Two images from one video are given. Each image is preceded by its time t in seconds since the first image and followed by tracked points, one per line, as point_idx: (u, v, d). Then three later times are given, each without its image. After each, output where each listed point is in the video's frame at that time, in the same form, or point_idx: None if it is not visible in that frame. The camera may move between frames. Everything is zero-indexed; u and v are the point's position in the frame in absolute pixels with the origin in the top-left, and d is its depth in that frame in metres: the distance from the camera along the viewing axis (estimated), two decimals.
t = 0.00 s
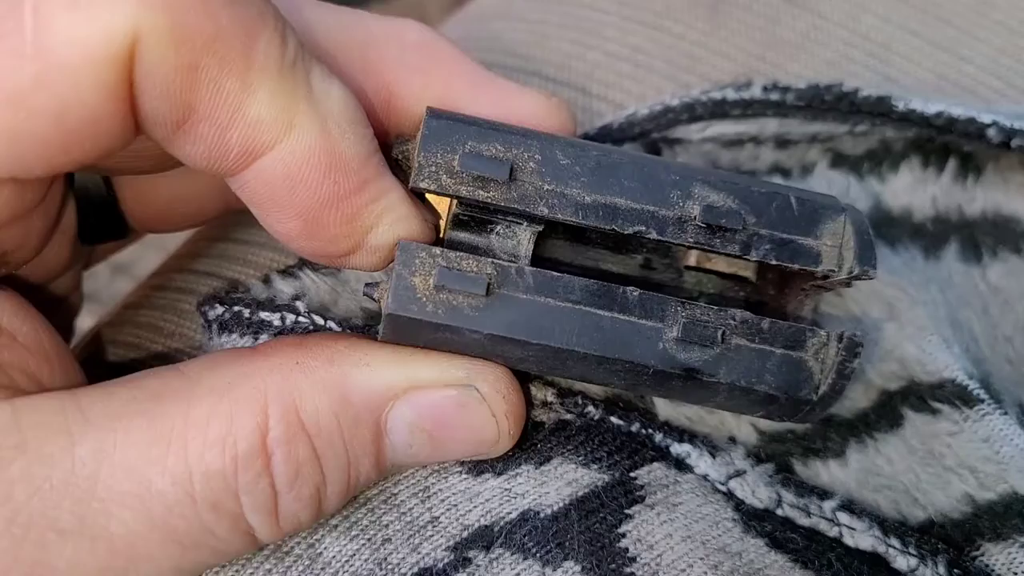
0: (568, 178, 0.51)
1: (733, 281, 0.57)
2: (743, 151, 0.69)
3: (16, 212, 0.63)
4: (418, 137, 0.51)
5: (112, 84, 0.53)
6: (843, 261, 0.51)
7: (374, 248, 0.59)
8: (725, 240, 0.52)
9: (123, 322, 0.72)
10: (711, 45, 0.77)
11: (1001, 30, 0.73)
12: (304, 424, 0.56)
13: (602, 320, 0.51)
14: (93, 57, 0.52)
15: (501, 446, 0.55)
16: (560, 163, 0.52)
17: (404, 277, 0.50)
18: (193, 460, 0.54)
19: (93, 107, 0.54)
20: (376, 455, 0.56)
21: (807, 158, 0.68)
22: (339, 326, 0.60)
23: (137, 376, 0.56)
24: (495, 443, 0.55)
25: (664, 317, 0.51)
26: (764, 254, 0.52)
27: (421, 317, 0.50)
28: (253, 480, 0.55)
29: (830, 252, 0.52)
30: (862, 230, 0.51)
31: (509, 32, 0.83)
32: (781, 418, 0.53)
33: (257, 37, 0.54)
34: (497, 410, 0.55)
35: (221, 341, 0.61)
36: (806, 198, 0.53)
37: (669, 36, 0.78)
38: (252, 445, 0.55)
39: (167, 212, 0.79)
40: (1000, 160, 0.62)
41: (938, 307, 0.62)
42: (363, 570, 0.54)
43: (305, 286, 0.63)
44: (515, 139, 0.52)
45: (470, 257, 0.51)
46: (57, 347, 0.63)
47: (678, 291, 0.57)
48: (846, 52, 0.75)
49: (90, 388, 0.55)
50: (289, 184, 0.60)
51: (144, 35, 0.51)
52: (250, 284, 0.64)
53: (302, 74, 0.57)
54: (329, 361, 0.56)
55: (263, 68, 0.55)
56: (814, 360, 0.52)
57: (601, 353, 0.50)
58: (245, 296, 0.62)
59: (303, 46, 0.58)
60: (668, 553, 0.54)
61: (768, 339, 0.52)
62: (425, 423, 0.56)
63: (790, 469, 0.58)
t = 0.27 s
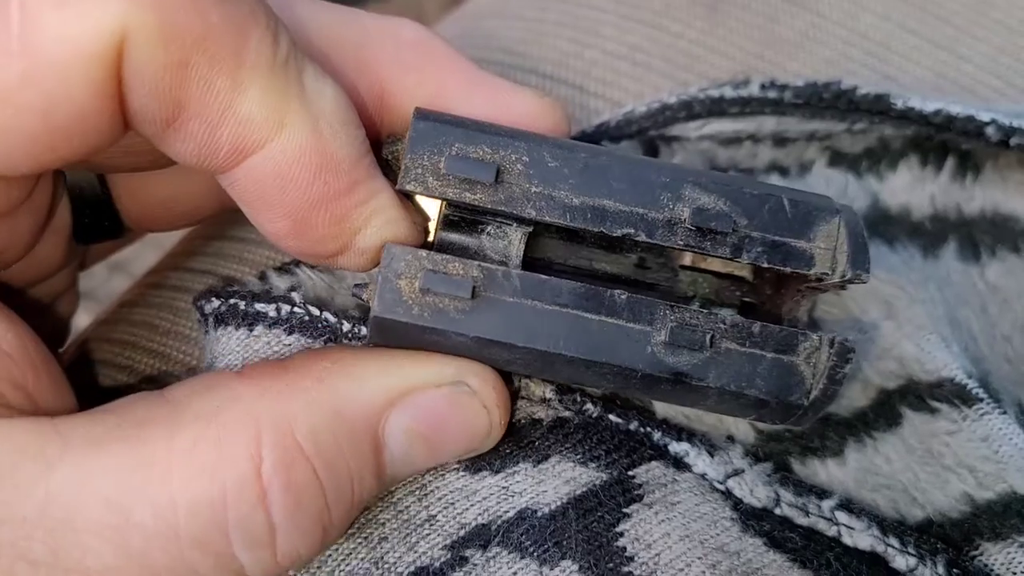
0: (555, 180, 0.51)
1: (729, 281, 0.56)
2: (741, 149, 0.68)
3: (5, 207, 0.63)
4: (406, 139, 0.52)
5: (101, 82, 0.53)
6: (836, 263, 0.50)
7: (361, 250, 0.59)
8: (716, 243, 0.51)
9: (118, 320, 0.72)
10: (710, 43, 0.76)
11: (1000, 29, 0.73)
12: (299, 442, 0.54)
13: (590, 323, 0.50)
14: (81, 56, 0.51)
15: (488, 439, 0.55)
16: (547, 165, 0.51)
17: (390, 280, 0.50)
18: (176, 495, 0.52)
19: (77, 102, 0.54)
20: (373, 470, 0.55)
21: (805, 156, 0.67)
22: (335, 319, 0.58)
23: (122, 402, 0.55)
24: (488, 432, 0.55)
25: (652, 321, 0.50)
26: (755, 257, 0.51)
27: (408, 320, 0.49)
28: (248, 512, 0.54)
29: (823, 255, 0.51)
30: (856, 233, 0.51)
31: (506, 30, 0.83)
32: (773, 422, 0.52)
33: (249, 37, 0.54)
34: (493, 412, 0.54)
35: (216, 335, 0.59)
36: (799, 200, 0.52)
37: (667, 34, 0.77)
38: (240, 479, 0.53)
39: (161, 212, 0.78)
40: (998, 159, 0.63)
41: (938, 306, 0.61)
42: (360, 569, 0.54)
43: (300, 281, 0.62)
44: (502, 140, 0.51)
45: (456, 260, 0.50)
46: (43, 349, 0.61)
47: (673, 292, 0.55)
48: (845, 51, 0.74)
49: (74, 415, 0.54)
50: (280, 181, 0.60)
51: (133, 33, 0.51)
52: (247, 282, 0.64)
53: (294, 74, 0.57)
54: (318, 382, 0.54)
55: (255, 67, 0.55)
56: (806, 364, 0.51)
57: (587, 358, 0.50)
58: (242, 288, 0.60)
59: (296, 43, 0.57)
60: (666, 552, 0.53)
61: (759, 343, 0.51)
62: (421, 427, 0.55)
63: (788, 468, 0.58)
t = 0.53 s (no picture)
0: (551, 175, 0.51)
1: (729, 274, 0.56)
2: (741, 149, 0.67)
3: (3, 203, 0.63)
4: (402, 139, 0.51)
5: (104, 82, 0.53)
6: (833, 252, 0.51)
7: (360, 247, 0.59)
8: (711, 234, 0.51)
9: (120, 319, 0.72)
10: (711, 43, 0.76)
11: (1000, 29, 0.73)
12: (296, 446, 0.53)
13: (588, 317, 0.50)
14: (84, 57, 0.51)
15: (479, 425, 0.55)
16: (543, 160, 0.51)
17: (388, 277, 0.50)
18: (167, 502, 0.51)
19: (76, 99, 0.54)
20: (371, 469, 0.55)
21: (806, 156, 0.67)
22: (337, 312, 0.58)
23: (109, 414, 0.54)
24: (479, 419, 0.55)
25: (650, 313, 0.51)
26: (752, 248, 0.51)
27: (407, 317, 0.49)
28: (246, 522, 0.52)
29: (820, 244, 0.51)
30: (852, 222, 0.51)
31: (507, 29, 0.83)
32: (773, 412, 0.53)
33: (251, 36, 0.54)
34: (482, 398, 0.54)
35: (219, 331, 0.59)
36: (795, 189, 0.52)
37: (668, 34, 0.77)
38: (235, 487, 0.52)
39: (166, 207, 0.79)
40: (998, 159, 0.63)
41: (939, 305, 0.61)
42: (362, 566, 0.54)
43: (302, 278, 0.62)
44: (497, 136, 0.51)
45: (453, 256, 0.50)
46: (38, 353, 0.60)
47: (673, 285, 0.55)
48: (845, 51, 0.75)
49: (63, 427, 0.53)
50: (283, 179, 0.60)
51: (135, 35, 0.51)
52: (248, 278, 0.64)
53: (297, 72, 0.57)
54: (307, 383, 0.54)
55: (257, 66, 0.55)
56: (805, 353, 0.51)
57: (585, 351, 0.50)
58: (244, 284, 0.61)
59: (300, 43, 0.57)
60: (667, 550, 0.54)
61: (758, 333, 0.51)
62: (415, 423, 0.55)
63: (789, 466, 0.58)
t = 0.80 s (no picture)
0: (542, 151, 0.51)
1: (720, 260, 0.55)
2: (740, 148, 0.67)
3: None
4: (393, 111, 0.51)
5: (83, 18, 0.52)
6: (825, 230, 0.50)
7: (309, 191, 0.63)
8: (703, 212, 0.51)
9: (117, 317, 0.72)
10: (710, 43, 0.76)
11: (999, 30, 0.74)
12: (282, 426, 0.53)
13: (577, 292, 0.50)
14: None
15: (475, 398, 0.55)
16: (533, 136, 0.51)
17: (376, 250, 0.50)
18: (159, 487, 0.51)
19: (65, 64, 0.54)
20: (361, 451, 0.55)
21: (804, 155, 0.66)
22: (336, 310, 0.58)
23: (99, 404, 0.54)
24: (472, 399, 0.55)
25: (640, 290, 0.50)
26: (743, 226, 0.51)
27: (394, 289, 0.49)
28: (236, 501, 0.52)
29: (812, 223, 0.51)
30: (843, 200, 0.50)
31: (506, 28, 0.83)
32: (764, 394, 0.52)
33: None
34: (473, 376, 0.54)
35: (218, 328, 0.59)
36: (786, 169, 0.52)
37: (668, 33, 0.77)
38: (223, 467, 0.52)
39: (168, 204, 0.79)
40: (996, 160, 0.63)
41: (938, 304, 0.61)
42: (360, 565, 0.53)
43: (301, 275, 0.60)
44: (488, 112, 0.51)
45: (444, 230, 0.50)
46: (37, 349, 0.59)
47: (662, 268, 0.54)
48: (845, 51, 0.75)
49: (52, 417, 0.53)
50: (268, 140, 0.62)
51: None
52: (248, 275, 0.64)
53: None
54: (292, 364, 0.54)
55: None
56: (796, 332, 0.51)
57: (574, 325, 0.50)
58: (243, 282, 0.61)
59: None
60: (666, 548, 0.53)
61: (748, 312, 0.51)
62: (403, 402, 0.55)
63: (788, 465, 0.57)
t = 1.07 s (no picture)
0: (538, 154, 0.51)
1: (719, 262, 0.55)
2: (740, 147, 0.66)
3: None
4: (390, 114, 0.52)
5: None
6: (823, 237, 0.50)
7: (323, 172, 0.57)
8: (700, 217, 0.50)
9: (112, 316, 0.71)
10: (710, 41, 0.76)
11: (1000, 29, 0.73)
12: (279, 434, 0.52)
13: (573, 299, 0.50)
14: None
15: (473, 403, 0.55)
16: (530, 139, 0.51)
17: (370, 255, 0.49)
18: (157, 497, 0.51)
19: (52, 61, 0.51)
20: (358, 455, 0.54)
21: (804, 154, 0.66)
22: (332, 308, 0.58)
23: (93, 413, 0.53)
24: (468, 405, 0.55)
25: (637, 295, 0.50)
26: (741, 231, 0.50)
27: (388, 295, 0.49)
28: (234, 509, 0.52)
29: (811, 229, 0.50)
30: (843, 207, 0.50)
31: (505, 26, 0.82)
32: (761, 400, 0.52)
33: None
34: (470, 381, 0.54)
35: (213, 327, 0.58)
36: (786, 174, 0.51)
37: (667, 31, 0.77)
38: (222, 476, 0.51)
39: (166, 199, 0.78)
40: (998, 159, 0.63)
41: (939, 304, 0.61)
42: (356, 566, 0.53)
43: (297, 273, 0.60)
44: (484, 115, 0.51)
45: (440, 235, 0.50)
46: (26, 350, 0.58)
47: (662, 272, 0.54)
48: (845, 49, 0.74)
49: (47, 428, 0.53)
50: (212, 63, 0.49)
51: None
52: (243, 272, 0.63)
53: None
54: (289, 371, 0.53)
55: None
56: (793, 339, 0.50)
57: (569, 332, 0.49)
58: (238, 280, 0.60)
59: None
60: (666, 550, 0.53)
61: (746, 318, 0.50)
62: (401, 407, 0.54)
63: (788, 465, 0.57)
